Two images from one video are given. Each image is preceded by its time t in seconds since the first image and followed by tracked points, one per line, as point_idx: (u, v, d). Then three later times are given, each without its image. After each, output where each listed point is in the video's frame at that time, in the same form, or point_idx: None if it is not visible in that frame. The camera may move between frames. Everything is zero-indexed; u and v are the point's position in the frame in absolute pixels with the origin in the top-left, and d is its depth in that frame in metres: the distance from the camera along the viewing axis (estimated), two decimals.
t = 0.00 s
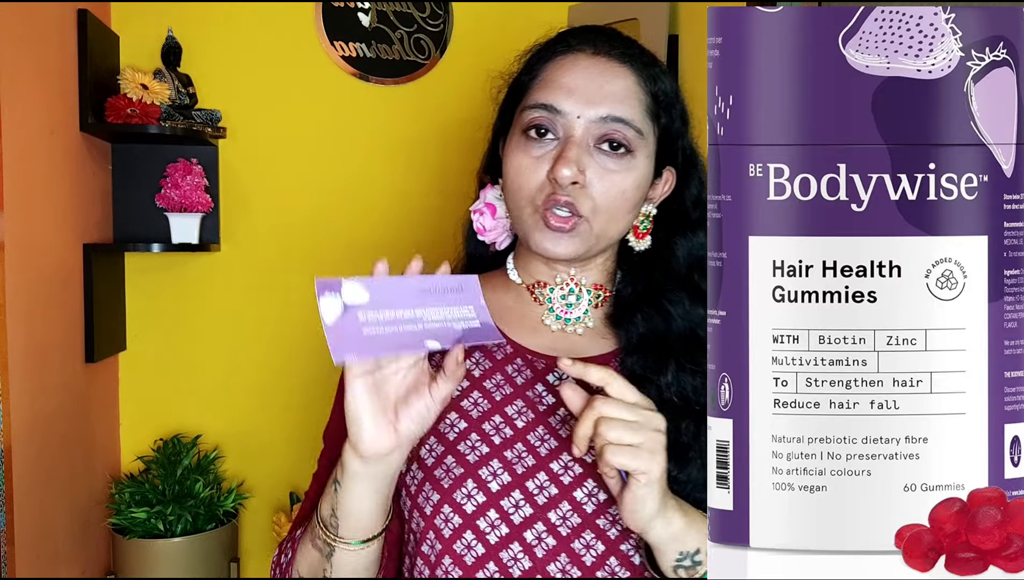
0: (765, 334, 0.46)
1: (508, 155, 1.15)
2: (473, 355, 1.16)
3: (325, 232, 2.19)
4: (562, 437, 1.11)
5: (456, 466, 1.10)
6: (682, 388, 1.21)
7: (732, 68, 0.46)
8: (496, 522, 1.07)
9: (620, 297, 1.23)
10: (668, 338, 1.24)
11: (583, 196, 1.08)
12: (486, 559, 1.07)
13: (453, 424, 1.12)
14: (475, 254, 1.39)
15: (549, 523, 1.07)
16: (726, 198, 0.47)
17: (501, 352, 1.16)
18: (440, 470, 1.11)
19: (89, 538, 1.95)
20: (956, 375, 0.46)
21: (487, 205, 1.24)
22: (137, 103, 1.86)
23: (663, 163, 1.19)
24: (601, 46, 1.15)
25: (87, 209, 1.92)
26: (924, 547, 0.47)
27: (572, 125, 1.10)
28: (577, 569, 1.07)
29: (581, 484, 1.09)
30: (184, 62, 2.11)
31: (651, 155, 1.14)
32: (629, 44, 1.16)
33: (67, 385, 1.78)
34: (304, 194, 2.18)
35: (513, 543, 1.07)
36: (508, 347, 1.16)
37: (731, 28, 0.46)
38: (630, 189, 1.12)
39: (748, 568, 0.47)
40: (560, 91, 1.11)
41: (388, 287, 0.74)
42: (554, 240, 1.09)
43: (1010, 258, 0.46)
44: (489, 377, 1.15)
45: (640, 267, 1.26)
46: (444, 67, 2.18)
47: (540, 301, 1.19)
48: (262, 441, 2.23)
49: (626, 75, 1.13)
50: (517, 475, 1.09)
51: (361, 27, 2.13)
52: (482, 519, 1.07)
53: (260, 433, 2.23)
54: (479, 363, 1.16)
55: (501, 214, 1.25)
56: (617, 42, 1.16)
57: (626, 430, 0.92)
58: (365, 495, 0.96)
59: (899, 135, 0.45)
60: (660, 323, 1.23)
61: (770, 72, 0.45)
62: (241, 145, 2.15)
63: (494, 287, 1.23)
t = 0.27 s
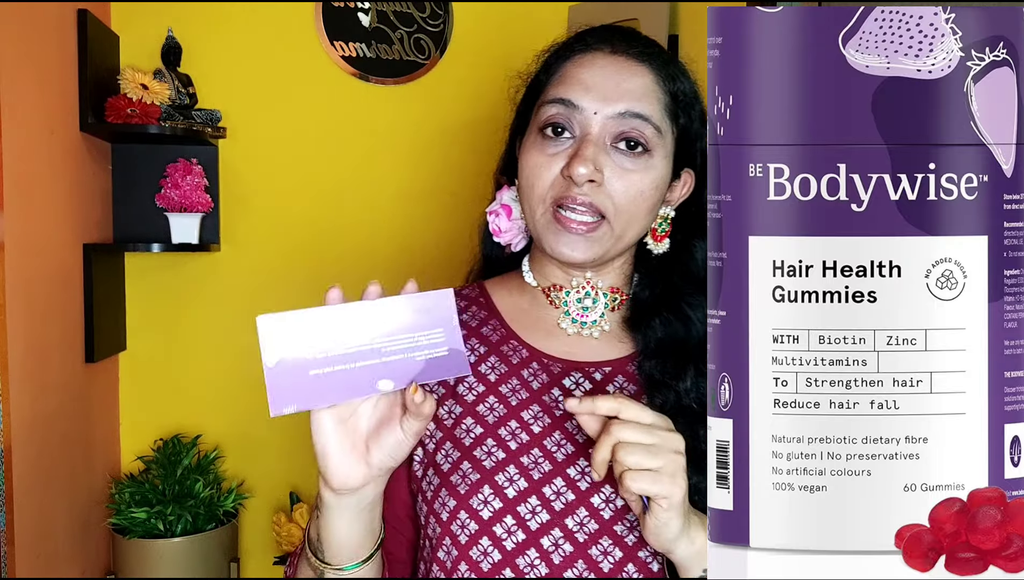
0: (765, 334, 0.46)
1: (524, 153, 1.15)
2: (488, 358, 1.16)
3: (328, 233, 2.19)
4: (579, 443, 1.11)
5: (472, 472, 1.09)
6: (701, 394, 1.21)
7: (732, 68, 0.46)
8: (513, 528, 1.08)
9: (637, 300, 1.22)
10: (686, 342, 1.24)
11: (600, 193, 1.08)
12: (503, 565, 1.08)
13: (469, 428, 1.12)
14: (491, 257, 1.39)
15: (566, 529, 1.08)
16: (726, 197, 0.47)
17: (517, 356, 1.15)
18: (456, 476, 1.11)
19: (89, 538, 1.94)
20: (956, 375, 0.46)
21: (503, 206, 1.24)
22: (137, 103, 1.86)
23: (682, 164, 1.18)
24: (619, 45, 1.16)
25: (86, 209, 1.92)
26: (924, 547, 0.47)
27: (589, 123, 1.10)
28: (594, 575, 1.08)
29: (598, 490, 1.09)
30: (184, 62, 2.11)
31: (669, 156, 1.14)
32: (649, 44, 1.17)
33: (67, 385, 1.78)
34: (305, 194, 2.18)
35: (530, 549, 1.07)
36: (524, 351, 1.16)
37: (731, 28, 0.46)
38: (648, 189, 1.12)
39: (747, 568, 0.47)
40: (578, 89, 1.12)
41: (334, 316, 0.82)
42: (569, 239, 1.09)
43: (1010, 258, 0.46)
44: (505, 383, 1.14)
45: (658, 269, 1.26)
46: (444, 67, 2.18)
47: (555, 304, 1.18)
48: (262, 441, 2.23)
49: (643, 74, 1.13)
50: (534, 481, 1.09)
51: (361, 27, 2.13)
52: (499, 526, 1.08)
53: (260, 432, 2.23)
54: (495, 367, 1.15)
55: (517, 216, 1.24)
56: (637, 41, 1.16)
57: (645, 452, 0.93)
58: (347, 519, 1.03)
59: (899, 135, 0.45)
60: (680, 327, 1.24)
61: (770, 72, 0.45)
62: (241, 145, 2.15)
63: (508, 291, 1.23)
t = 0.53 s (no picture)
0: (765, 334, 0.46)
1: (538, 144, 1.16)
2: (494, 358, 1.15)
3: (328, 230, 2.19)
4: (585, 444, 1.11)
5: (479, 474, 1.09)
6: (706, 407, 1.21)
7: (732, 68, 0.46)
8: (520, 530, 1.08)
9: (644, 307, 1.24)
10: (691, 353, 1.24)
11: (602, 191, 1.07)
12: (510, 567, 1.07)
13: (475, 429, 1.11)
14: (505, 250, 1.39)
15: (573, 531, 1.08)
16: (726, 198, 0.47)
17: (523, 356, 1.15)
18: (462, 477, 1.10)
19: (89, 538, 1.94)
20: (955, 375, 0.46)
21: (514, 196, 1.25)
22: (137, 103, 1.86)
23: (693, 176, 1.17)
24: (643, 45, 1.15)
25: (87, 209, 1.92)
26: (924, 547, 0.47)
27: (601, 119, 1.10)
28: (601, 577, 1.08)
29: (604, 492, 1.10)
30: (184, 61, 2.11)
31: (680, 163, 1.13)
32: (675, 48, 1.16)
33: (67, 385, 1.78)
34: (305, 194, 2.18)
35: (537, 550, 1.07)
36: (530, 351, 1.16)
37: (731, 28, 0.46)
38: (652, 193, 1.11)
39: (748, 568, 0.47)
40: (597, 84, 1.12)
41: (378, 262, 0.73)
42: (568, 234, 1.08)
43: (1010, 258, 0.45)
44: (511, 383, 1.14)
45: (665, 278, 1.27)
46: (444, 67, 2.18)
47: (560, 303, 1.18)
48: (263, 442, 2.23)
49: (664, 77, 1.12)
50: (542, 482, 1.09)
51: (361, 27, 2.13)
52: (506, 527, 1.07)
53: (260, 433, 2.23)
54: (501, 368, 1.15)
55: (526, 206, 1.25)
56: (662, 42, 1.15)
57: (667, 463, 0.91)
58: (350, 478, 0.93)
59: (899, 134, 0.45)
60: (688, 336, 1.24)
61: (771, 72, 0.45)
62: (241, 145, 2.14)
63: (513, 289, 1.23)
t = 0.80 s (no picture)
0: (765, 334, 0.46)
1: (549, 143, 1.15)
2: (494, 358, 1.16)
3: (327, 228, 2.19)
4: (585, 445, 1.12)
5: (480, 474, 1.10)
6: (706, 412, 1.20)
7: (732, 68, 0.46)
8: (518, 530, 1.08)
9: (646, 310, 1.24)
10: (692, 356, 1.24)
11: (618, 192, 1.07)
12: (508, 566, 1.08)
13: (476, 428, 1.11)
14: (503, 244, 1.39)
15: (571, 532, 1.08)
16: (726, 197, 0.47)
17: (524, 355, 1.16)
18: (462, 476, 1.11)
19: (89, 538, 1.94)
20: (956, 375, 0.46)
21: (516, 195, 1.23)
22: (137, 103, 1.86)
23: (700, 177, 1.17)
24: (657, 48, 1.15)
25: (87, 209, 1.92)
26: (924, 547, 0.47)
27: (618, 121, 1.10)
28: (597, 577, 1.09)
29: (603, 493, 1.10)
30: (184, 61, 2.11)
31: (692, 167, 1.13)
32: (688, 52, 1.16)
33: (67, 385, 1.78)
34: (305, 195, 2.18)
35: (535, 551, 1.08)
36: (530, 351, 1.16)
37: (731, 28, 0.46)
38: (666, 194, 1.11)
39: (748, 568, 0.47)
40: (612, 86, 1.12)
41: (395, 263, 0.69)
42: (581, 232, 1.07)
43: (1010, 258, 0.45)
44: (512, 382, 1.14)
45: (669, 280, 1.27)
46: (444, 67, 2.18)
47: (563, 302, 1.17)
48: (263, 442, 2.23)
49: (679, 80, 1.13)
50: (541, 484, 1.09)
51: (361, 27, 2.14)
52: (505, 527, 1.08)
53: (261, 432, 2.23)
54: (502, 367, 1.15)
55: (529, 206, 1.23)
56: (676, 45, 1.16)
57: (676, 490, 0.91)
58: (345, 462, 0.94)
59: (899, 135, 0.45)
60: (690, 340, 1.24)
61: (770, 72, 0.45)
62: (241, 145, 2.15)
63: (515, 287, 1.23)
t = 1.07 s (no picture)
0: (765, 334, 0.46)
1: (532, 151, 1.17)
2: (485, 352, 1.19)
3: (326, 224, 2.19)
4: (571, 440, 1.15)
5: (468, 468, 1.13)
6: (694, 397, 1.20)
7: (732, 68, 0.46)
8: (505, 523, 1.12)
9: (634, 296, 1.25)
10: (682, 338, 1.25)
11: (614, 187, 1.10)
12: (494, 558, 1.11)
13: (464, 422, 1.15)
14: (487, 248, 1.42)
15: (556, 525, 1.12)
16: (726, 198, 0.47)
17: (513, 351, 1.18)
18: (452, 470, 1.15)
19: (89, 538, 1.94)
20: (956, 375, 0.46)
21: (499, 209, 1.25)
22: (137, 103, 1.85)
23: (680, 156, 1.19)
24: (621, 41, 1.19)
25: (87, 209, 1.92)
26: (924, 547, 0.47)
27: (598, 120, 1.13)
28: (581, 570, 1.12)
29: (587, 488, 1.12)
30: (184, 61, 2.11)
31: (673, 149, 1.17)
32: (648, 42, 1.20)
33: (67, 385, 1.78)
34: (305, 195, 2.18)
35: (520, 543, 1.11)
36: (520, 346, 1.18)
37: (731, 28, 0.46)
38: (657, 182, 1.15)
39: (747, 569, 0.47)
40: (584, 87, 1.15)
41: (358, 301, 0.79)
42: (587, 232, 1.11)
43: (1010, 258, 0.46)
44: (501, 378, 1.17)
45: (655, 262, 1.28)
46: (444, 67, 2.18)
47: (554, 298, 1.21)
48: (262, 442, 2.23)
49: (646, 70, 1.17)
50: (527, 478, 1.12)
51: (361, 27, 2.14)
52: (491, 520, 1.12)
53: (261, 432, 2.23)
54: (491, 362, 1.18)
55: (514, 216, 1.24)
56: (637, 37, 1.20)
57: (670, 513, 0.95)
58: (326, 480, 1.05)
59: (899, 135, 0.45)
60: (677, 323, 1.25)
61: (770, 72, 0.45)
62: (241, 145, 2.15)
63: (505, 284, 1.25)
